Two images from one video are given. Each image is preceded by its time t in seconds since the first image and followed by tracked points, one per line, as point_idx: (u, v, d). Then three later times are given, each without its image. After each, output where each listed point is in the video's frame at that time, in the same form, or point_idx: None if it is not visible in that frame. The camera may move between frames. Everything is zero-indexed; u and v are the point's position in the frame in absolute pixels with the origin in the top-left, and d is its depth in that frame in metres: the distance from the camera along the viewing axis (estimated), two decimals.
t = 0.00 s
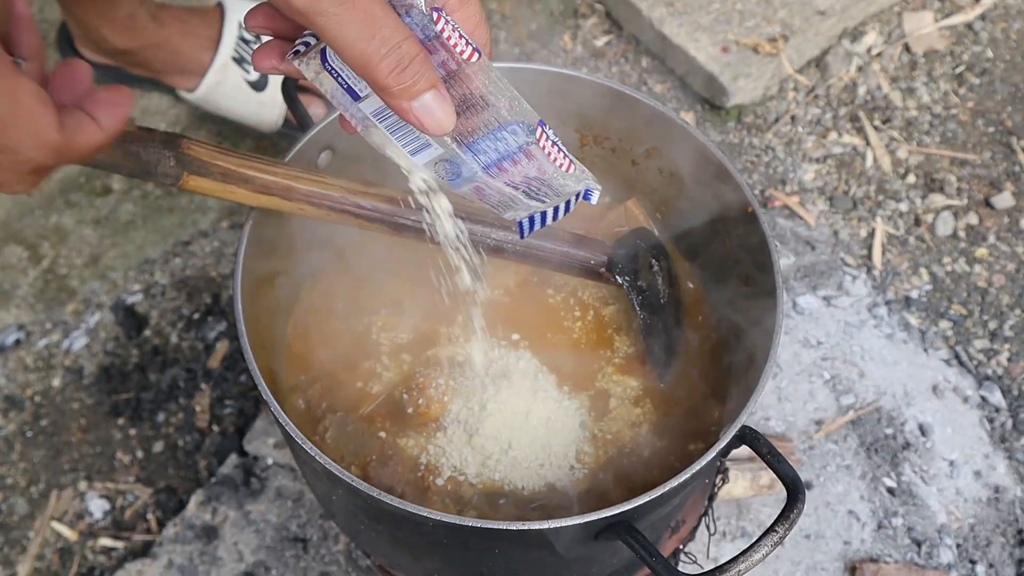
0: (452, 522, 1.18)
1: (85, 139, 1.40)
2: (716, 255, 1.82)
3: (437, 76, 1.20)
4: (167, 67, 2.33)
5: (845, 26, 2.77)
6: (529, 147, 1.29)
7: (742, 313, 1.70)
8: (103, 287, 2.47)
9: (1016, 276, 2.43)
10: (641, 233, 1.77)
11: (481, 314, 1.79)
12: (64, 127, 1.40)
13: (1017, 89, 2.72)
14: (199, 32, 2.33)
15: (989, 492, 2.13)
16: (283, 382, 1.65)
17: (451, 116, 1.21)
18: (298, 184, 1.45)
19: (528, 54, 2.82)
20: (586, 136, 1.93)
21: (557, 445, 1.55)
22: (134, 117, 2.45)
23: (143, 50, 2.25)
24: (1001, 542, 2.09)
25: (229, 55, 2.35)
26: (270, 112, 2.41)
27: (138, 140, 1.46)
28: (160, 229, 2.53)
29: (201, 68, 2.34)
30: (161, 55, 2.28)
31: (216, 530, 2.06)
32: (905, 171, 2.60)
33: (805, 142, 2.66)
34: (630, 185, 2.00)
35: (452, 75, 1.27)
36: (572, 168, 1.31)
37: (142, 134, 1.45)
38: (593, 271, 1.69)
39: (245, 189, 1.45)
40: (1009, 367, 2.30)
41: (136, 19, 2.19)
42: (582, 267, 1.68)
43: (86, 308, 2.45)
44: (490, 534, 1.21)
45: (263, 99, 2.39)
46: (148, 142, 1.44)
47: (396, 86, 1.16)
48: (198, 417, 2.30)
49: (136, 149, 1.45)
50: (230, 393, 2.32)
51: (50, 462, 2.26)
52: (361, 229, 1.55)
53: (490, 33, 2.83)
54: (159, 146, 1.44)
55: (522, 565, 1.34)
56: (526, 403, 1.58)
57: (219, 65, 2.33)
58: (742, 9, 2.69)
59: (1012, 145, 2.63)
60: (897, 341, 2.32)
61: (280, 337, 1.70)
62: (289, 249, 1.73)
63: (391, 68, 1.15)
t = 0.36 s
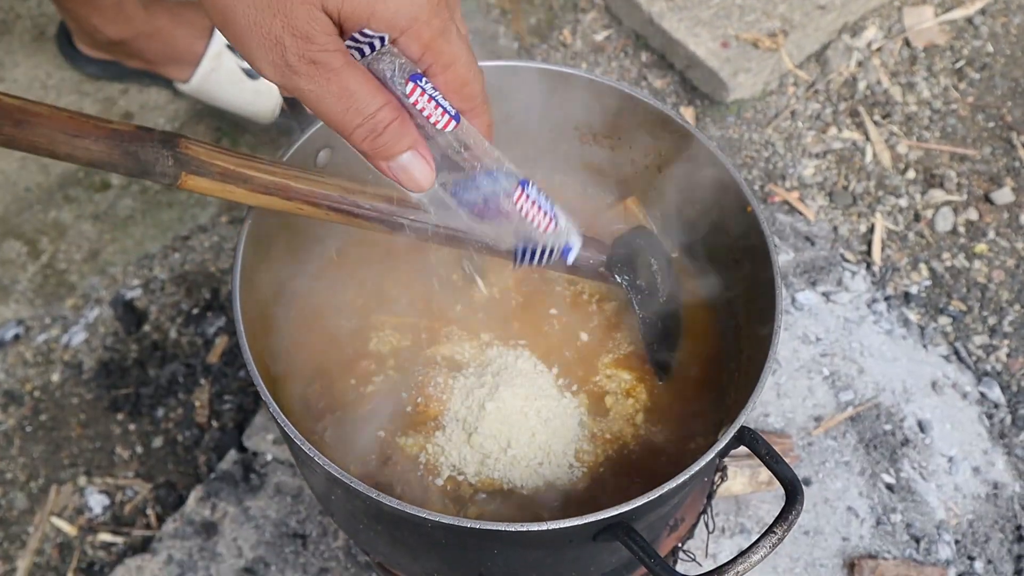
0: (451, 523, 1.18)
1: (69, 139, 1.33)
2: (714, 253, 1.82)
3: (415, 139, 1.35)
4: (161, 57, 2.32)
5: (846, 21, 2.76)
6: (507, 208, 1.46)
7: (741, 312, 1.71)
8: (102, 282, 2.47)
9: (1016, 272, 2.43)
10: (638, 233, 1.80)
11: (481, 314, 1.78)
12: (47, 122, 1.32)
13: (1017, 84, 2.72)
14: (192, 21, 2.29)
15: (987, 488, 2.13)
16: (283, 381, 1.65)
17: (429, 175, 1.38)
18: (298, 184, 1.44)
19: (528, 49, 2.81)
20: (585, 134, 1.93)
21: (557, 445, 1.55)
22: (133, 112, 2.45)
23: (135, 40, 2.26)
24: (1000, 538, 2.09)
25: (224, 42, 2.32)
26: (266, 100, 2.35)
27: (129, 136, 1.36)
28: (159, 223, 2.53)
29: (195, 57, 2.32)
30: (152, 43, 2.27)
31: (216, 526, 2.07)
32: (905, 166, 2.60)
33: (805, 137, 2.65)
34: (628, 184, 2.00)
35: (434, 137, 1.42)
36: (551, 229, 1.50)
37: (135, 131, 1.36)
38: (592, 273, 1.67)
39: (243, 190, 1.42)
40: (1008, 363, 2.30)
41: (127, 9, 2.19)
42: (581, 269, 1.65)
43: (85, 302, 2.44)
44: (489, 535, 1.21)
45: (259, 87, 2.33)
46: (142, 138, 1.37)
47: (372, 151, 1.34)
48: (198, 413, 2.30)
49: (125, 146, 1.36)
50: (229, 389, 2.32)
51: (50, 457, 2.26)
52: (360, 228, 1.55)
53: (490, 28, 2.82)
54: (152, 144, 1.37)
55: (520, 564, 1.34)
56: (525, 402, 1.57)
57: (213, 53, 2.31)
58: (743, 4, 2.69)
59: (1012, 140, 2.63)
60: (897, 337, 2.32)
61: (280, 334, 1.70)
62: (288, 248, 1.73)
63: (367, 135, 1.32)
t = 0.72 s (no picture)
0: (451, 520, 1.17)
1: (68, 135, 1.33)
2: (715, 252, 1.82)
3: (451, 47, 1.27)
4: (159, 51, 2.31)
5: (847, 19, 2.76)
6: (525, 130, 1.39)
7: (743, 312, 1.70)
8: (101, 280, 2.46)
9: (1016, 270, 2.42)
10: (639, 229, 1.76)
11: (481, 311, 1.78)
12: (47, 119, 1.33)
13: (1019, 82, 2.71)
14: (191, 15, 2.30)
15: (988, 487, 2.13)
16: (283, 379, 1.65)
17: (472, 80, 1.29)
18: (297, 180, 1.44)
19: (528, 47, 2.81)
20: (586, 131, 1.93)
21: (557, 443, 1.55)
22: (133, 110, 2.45)
23: (132, 34, 2.25)
24: (1001, 537, 2.09)
25: (222, 34, 2.30)
26: (262, 95, 2.34)
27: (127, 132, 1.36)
28: (158, 221, 2.52)
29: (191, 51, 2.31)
30: (150, 37, 2.26)
31: (215, 524, 2.07)
32: (906, 164, 2.60)
33: (805, 135, 2.65)
34: (628, 181, 1.99)
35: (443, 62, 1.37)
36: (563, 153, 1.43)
37: (133, 126, 1.37)
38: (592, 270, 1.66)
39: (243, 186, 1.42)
40: (1009, 361, 2.30)
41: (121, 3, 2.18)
42: (581, 266, 1.65)
43: (85, 300, 2.44)
44: (488, 533, 1.21)
45: (257, 80, 2.32)
46: (141, 134, 1.37)
47: (422, 51, 1.23)
48: (197, 410, 2.30)
49: (123, 141, 1.36)
50: (229, 386, 2.32)
51: (50, 454, 2.26)
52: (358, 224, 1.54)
53: (490, 26, 2.82)
54: (151, 140, 1.37)
55: (520, 562, 1.34)
56: (525, 400, 1.56)
57: (209, 45, 2.28)
58: (743, 2, 2.69)
59: (1014, 138, 2.62)
60: (897, 335, 2.31)
61: (280, 332, 1.71)
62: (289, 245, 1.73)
63: (418, 37, 1.22)
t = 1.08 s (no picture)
0: (449, 518, 1.18)
1: (67, 133, 1.33)
2: (713, 251, 1.82)
3: None
4: (160, 46, 2.31)
5: (848, 16, 2.75)
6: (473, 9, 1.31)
7: (741, 310, 1.71)
8: (102, 277, 2.47)
9: (1016, 268, 2.43)
10: (638, 228, 1.77)
11: (480, 309, 1.78)
12: (46, 118, 1.32)
13: (1020, 80, 2.71)
14: (193, 10, 2.32)
15: (987, 484, 2.13)
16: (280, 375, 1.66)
17: None
18: (297, 178, 1.44)
19: (529, 44, 2.81)
20: (584, 129, 1.93)
21: (555, 440, 1.55)
22: (133, 107, 2.43)
23: (132, 29, 2.24)
24: (999, 534, 2.09)
25: (223, 31, 2.35)
26: (264, 91, 2.40)
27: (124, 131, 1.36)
28: (159, 218, 2.49)
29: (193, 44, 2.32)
30: (150, 33, 2.26)
31: (215, 520, 2.07)
32: (906, 162, 2.60)
33: (806, 133, 2.65)
34: (627, 179, 1.99)
35: None
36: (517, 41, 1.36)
37: (132, 125, 1.37)
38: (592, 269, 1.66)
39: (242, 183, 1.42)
40: (1008, 359, 2.30)
41: None
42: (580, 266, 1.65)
43: (86, 297, 2.45)
44: (486, 531, 1.21)
45: (258, 76, 2.38)
46: (140, 132, 1.37)
47: None
48: (198, 407, 2.30)
49: (122, 139, 1.36)
50: (229, 383, 2.32)
51: (51, 451, 2.27)
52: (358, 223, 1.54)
53: (490, 23, 2.82)
54: (150, 139, 1.37)
55: (518, 559, 1.34)
56: (523, 398, 1.56)
57: (211, 41, 2.33)
58: None
59: (1014, 135, 2.62)
60: (897, 333, 2.31)
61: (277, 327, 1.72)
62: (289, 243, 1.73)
63: None
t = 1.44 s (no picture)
0: (446, 513, 1.18)
1: (62, 128, 1.32)
2: (711, 248, 1.82)
3: None
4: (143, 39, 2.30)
5: (847, 15, 2.75)
6: None
7: (739, 306, 1.70)
8: (102, 275, 2.47)
9: (1017, 266, 2.42)
10: (637, 223, 1.76)
11: (478, 306, 1.79)
12: (42, 112, 1.31)
13: (1020, 78, 2.71)
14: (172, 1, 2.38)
15: (987, 483, 2.13)
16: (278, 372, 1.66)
17: None
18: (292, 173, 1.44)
19: (529, 42, 2.81)
20: (582, 126, 1.93)
21: (552, 437, 1.55)
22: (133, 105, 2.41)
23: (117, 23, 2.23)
24: (999, 532, 2.09)
25: None
26: None
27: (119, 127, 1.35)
28: (159, 216, 2.48)
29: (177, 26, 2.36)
30: (88, 3, 2.25)
31: (214, 518, 2.07)
32: (906, 160, 2.59)
33: (806, 131, 2.65)
34: (625, 176, 1.99)
35: None
36: None
37: (130, 121, 1.36)
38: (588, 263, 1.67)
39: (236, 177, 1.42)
40: (1009, 357, 2.30)
41: None
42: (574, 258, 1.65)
43: (86, 295, 2.45)
44: (483, 526, 1.21)
45: None
46: (137, 127, 1.36)
47: None
48: (197, 405, 2.31)
49: (118, 135, 1.35)
50: (228, 381, 2.32)
51: (50, 448, 2.27)
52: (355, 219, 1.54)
53: (490, 21, 2.82)
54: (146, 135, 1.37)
55: (515, 555, 1.34)
56: (521, 395, 1.56)
57: None
58: None
59: (1015, 134, 2.62)
60: (897, 331, 2.31)
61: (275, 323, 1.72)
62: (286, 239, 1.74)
63: None
